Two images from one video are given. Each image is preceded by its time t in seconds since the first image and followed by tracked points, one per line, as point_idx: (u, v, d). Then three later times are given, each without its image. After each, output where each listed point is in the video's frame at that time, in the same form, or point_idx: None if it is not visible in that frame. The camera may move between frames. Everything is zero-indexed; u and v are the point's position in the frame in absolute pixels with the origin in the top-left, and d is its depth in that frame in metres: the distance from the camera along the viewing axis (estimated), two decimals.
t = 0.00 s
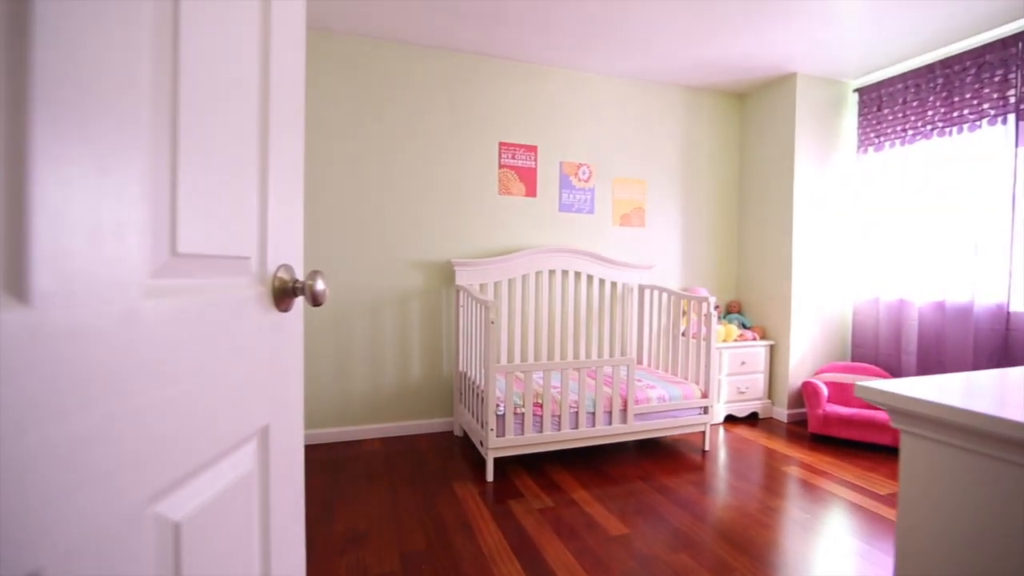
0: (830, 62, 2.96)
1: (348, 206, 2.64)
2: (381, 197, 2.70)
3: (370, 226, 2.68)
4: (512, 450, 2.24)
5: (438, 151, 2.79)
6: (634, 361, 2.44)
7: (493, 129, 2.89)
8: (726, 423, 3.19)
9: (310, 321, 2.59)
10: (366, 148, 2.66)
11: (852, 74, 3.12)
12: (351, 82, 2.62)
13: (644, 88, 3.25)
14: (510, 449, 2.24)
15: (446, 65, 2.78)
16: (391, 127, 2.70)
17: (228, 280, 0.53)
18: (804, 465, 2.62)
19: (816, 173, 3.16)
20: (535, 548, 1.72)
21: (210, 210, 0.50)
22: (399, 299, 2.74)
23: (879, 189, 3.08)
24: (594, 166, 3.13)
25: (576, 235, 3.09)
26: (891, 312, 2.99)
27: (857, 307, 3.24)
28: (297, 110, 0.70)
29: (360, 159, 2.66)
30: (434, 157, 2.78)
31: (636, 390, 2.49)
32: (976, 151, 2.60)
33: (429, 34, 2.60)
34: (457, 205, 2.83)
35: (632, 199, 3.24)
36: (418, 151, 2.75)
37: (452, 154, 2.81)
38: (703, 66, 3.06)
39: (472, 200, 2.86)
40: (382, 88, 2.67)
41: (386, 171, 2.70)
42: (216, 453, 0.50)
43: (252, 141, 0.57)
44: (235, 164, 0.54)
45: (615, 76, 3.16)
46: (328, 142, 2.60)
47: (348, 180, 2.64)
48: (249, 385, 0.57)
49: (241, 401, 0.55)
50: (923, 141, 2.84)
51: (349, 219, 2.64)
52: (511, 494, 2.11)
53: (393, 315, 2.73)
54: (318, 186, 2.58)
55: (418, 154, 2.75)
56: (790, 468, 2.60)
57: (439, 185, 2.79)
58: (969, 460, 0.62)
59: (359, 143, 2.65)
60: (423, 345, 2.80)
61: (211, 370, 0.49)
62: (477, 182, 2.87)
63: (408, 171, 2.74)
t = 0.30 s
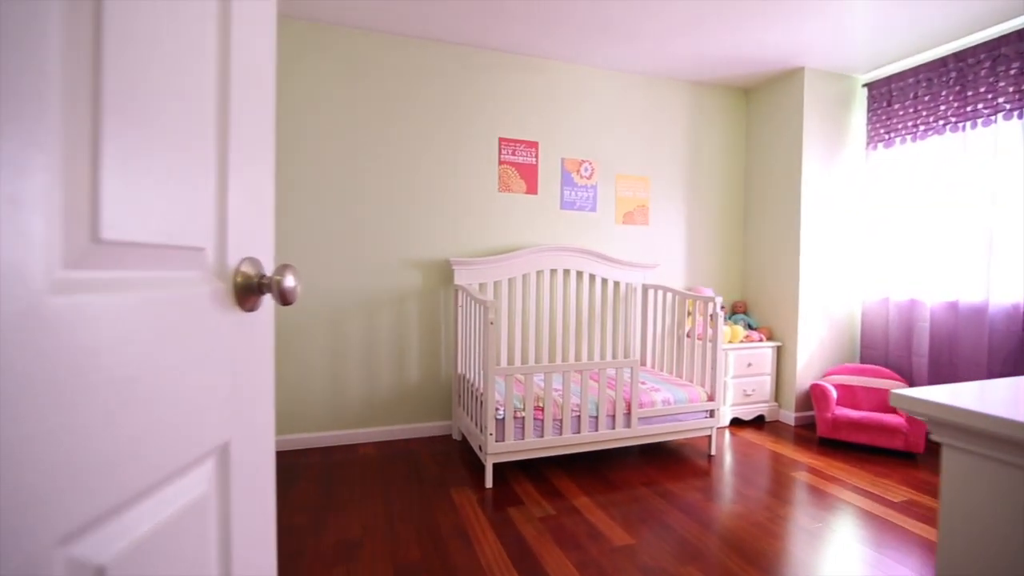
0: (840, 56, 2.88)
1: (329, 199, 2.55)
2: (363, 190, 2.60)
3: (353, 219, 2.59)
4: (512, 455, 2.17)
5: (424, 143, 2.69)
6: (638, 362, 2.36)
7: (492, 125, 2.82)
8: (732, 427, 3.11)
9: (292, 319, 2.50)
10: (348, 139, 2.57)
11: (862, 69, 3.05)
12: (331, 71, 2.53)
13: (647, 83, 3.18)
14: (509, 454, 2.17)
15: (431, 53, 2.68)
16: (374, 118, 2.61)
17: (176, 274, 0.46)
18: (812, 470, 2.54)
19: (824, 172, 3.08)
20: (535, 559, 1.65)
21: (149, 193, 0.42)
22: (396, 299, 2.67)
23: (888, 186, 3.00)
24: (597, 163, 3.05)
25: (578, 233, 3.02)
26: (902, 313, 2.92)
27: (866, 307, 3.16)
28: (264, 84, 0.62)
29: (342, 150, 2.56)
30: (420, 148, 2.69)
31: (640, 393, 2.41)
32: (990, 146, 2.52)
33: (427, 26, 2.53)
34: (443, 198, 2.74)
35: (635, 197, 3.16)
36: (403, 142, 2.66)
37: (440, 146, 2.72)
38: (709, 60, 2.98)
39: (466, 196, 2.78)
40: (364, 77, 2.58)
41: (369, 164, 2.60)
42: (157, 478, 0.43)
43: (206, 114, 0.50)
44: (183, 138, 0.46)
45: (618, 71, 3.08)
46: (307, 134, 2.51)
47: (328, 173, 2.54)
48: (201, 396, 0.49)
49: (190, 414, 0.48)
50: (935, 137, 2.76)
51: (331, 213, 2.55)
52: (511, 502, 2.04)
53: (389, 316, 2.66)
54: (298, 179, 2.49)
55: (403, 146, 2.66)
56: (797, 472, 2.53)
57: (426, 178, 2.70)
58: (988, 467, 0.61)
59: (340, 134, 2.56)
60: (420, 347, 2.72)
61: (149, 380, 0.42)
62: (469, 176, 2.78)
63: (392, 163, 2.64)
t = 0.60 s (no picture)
0: (845, 51, 2.80)
1: (318, 197, 2.46)
2: (354, 187, 2.51)
3: (343, 217, 2.50)
4: (510, 461, 2.09)
5: (417, 138, 2.61)
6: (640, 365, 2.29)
7: (490, 120, 2.74)
8: (735, 430, 3.04)
9: (279, 320, 2.41)
10: (337, 135, 2.49)
11: (867, 64, 2.97)
12: (318, 64, 2.44)
13: (648, 78, 3.10)
14: (507, 460, 2.09)
15: (423, 46, 2.60)
16: (364, 112, 2.52)
17: (110, 270, 0.38)
18: (818, 475, 2.47)
19: (829, 170, 3.01)
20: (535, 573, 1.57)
21: (69, 171, 0.34)
22: (390, 299, 2.59)
23: (894, 183, 2.93)
24: (596, 160, 2.97)
25: (578, 231, 2.94)
26: (909, 313, 2.85)
27: (872, 307, 3.09)
28: (222, 54, 0.54)
29: (330, 146, 2.47)
30: (412, 143, 2.60)
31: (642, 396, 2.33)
32: (1001, 143, 2.46)
33: (422, 18, 2.45)
34: (437, 194, 2.65)
35: (635, 194, 3.09)
36: (395, 137, 2.57)
37: (433, 142, 2.64)
38: (710, 55, 2.90)
39: (462, 192, 2.70)
40: (353, 71, 2.50)
41: (359, 159, 2.52)
42: (81, 519, 0.34)
43: (146, 80, 0.42)
44: (114, 106, 0.38)
45: (617, 66, 3.01)
46: (294, 129, 2.42)
47: (317, 169, 2.46)
48: (141, 415, 0.41)
49: (125, 438, 0.39)
50: (943, 134, 2.69)
51: (320, 210, 2.46)
52: (508, 510, 1.96)
53: (383, 316, 2.58)
54: (285, 176, 2.41)
55: (395, 141, 2.57)
56: (803, 477, 2.46)
57: (418, 174, 2.62)
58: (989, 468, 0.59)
59: (329, 129, 2.47)
60: (415, 348, 2.64)
61: (71, 398, 0.34)
62: (464, 172, 2.70)
63: (384, 158, 2.56)
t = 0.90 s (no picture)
0: (844, 47, 2.75)
1: (304, 195, 2.38)
2: (342, 185, 2.43)
3: (330, 216, 2.42)
4: (503, 467, 2.02)
5: (407, 134, 2.53)
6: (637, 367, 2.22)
7: (482, 116, 2.67)
8: (732, 432, 2.99)
9: (264, 322, 2.33)
10: (324, 130, 2.40)
11: (865, 61, 2.93)
12: (304, 57, 2.36)
13: (643, 74, 3.04)
14: (500, 467, 2.02)
15: (413, 40, 2.52)
16: (352, 108, 2.44)
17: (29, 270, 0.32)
18: (817, 479, 2.42)
19: (828, 168, 2.96)
20: None
21: None
22: (379, 300, 2.51)
23: (893, 182, 2.89)
24: (592, 157, 2.91)
25: (573, 230, 2.88)
26: (908, 314, 2.81)
27: (870, 308, 3.05)
28: (161, 19, 0.47)
29: (317, 142, 2.39)
30: (402, 140, 2.53)
31: (638, 400, 2.27)
32: (1003, 141, 2.42)
33: (412, 10, 2.37)
34: (428, 192, 2.58)
35: (631, 193, 3.02)
36: (384, 133, 2.49)
37: (424, 138, 2.56)
38: (708, 51, 2.84)
39: (454, 190, 2.63)
40: (341, 65, 2.42)
41: (347, 156, 2.44)
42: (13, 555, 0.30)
43: (53, 41, 0.34)
44: (26, 78, 0.32)
45: (613, 61, 2.94)
46: (280, 125, 2.33)
47: (303, 166, 2.37)
48: (81, 432, 0.36)
49: (60, 462, 0.34)
50: (943, 132, 2.65)
51: (307, 209, 2.38)
52: (500, 518, 1.89)
53: (372, 317, 2.50)
54: (270, 173, 2.32)
55: (384, 137, 2.50)
56: (802, 482, 2.40)
57: (409, 171, 2.54)
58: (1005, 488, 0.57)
59: (316, 124, 2.39)
60: (405, 350, 2.56)
61: None
62: (456, 169, 2.63)
63: (373, 155, 2.48)
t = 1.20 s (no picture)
0: (833, 46, 2.74)
1: (282, 191, 2.28)
2: (322, 182, 2.35)
3: (309, 213, 2.33)
4: (489, 475, 1.95)
5: (389, 129, 2.45)
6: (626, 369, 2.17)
7: (468, 112, 2.60)
8: (721, 435, 2.95)
9: (239, 325, 2.23)
10: (303, 125, 2.31)
11: (853, 61, 2.91)
12: (282, 49, 2.27)
13: (632, 71, 2.99)
14: (485, 474, 1.95)
15: (396, 33, 2.44)
16: (333, 102, 2.35)
17: None
18: (807, 482, 2.39)
19: (816, 168, 2.94)
20: None
21: None
22: (361, 301, 2.43)
23: (882, 182, 2.88)
24: (580, 155, 2.85)
25: (561, 230, 2.82)
26: (896, 314, 2.79)
27: (858, 308, 3.03)
28: None
29: (296, 137, 2.30)
30: (385, 135, 2.44)
31: (628, 403, 2.22)
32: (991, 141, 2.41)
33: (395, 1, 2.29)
34: (411, 190, 2.50)
35: (620, 192, 2.97)
36: (366, 129, 2.41)
37: (407, 134, 2.49)
38: (697, 48, 2.80)
39: (438, 188, 2.55)
40: (321, 57, 2.33)
41: (327, 152, 2.35)
42: None
43: None
44: None
45: (602, 58, 2.89)
46: (256, 119, 2.24)
47: (281, 161, 2.28)
48: None
49: None
50: (931, 131, 2.64)
51: (284, 206, 2.29)
52: (486, 528, 1.82)
53: (353, 319, 2.42)
54: (246, 169, 2.23)
55: (366, 133, 2.41)
56: (792, 485, 2.37)
57: (391, 168, 2.46)
58: None
59: (294, 119, 2.30)
60: (387, 353, 2.48)
61: None
62: (440, 166, 2.55)
63: (354, 151, 2.39)
